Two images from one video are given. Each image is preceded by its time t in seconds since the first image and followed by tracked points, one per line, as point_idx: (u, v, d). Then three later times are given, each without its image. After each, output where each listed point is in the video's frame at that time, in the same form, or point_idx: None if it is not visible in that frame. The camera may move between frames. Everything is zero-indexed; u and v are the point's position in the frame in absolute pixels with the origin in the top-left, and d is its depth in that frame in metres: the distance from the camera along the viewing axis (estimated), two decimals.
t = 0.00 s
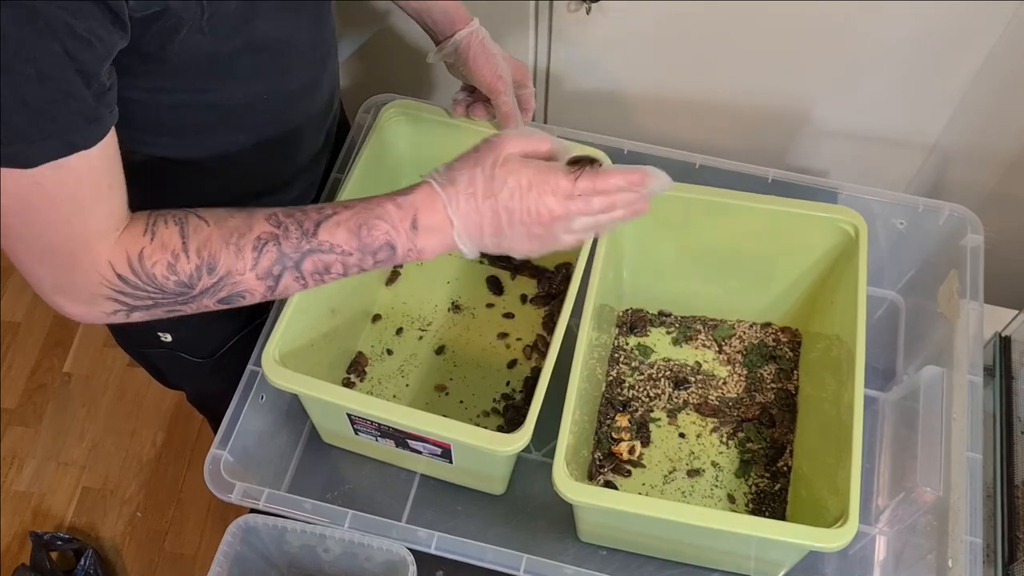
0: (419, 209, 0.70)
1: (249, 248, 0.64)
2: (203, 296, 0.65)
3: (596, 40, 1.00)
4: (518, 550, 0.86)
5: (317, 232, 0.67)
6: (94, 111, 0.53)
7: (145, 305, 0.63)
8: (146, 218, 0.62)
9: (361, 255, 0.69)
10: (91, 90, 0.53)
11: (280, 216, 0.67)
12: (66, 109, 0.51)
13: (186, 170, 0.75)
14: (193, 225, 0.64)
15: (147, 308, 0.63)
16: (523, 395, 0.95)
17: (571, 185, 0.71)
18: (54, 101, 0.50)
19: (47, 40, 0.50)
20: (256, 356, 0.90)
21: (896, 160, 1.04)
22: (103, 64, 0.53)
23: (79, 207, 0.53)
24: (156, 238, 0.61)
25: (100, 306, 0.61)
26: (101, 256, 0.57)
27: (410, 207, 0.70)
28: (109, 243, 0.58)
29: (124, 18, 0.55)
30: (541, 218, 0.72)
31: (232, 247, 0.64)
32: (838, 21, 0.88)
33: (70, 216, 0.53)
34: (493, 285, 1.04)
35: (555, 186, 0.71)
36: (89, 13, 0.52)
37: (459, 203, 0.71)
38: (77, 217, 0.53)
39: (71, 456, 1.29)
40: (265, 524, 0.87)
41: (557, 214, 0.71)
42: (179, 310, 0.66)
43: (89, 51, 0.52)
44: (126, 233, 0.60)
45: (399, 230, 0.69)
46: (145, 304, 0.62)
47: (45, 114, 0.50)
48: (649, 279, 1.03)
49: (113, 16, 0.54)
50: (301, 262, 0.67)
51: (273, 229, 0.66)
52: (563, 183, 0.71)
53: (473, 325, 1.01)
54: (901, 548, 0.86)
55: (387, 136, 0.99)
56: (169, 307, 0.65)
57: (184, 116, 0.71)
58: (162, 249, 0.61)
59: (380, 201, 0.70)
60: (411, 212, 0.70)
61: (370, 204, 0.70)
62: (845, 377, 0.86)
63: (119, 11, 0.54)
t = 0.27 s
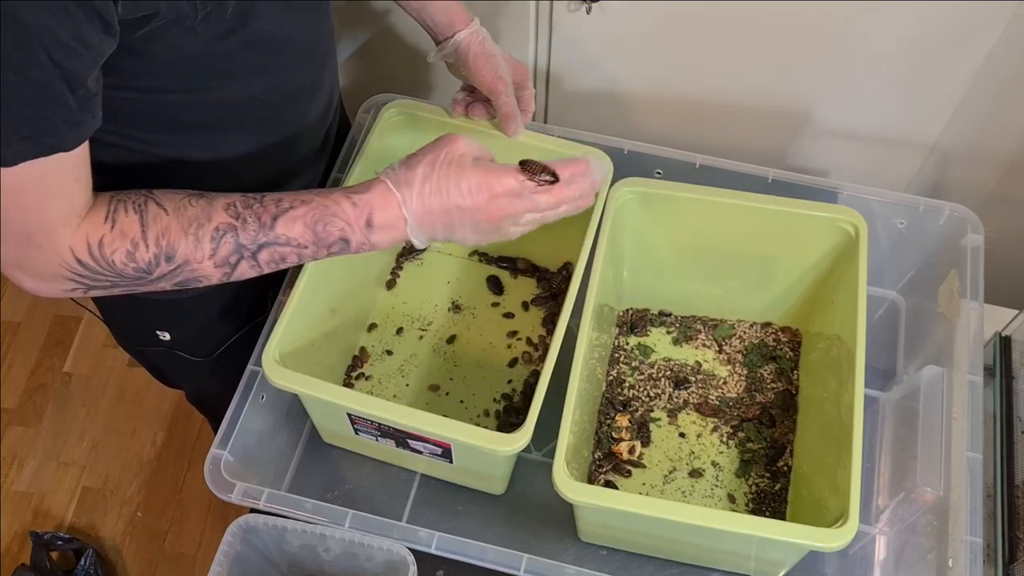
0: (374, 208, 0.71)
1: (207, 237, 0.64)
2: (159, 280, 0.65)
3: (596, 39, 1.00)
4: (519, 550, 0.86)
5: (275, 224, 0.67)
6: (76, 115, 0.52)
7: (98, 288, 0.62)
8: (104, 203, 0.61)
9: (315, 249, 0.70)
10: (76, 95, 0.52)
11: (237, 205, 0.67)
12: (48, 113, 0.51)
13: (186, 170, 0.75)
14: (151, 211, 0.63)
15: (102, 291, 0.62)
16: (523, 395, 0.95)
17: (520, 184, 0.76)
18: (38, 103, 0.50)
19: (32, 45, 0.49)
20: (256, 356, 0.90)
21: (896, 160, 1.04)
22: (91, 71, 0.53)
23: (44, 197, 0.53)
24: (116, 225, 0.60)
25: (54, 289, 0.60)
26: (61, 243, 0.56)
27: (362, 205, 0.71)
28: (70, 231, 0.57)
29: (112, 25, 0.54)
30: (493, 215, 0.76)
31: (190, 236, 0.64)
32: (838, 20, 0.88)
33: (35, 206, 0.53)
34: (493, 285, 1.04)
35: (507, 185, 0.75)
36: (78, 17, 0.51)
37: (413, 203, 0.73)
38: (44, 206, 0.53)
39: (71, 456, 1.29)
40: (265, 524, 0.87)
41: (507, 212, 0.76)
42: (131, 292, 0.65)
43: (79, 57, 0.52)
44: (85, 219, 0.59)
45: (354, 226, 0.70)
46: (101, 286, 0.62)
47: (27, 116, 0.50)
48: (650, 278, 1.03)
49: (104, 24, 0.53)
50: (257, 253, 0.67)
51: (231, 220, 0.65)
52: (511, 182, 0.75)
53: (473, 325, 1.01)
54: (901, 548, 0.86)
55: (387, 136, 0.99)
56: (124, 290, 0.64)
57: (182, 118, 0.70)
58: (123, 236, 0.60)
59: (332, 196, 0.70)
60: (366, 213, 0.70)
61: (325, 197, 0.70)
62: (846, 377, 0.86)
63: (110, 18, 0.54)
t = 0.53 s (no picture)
0: (351, 218, 0.71)
1: (185, 244, 0.63)
2: (135, 285, 0.64)
3: (596, 40, 1.00)
4: (519, 550, 0.86)
5: (254, 233, 0.66)
6: (60, 119, 0.52)
7: (72, 291, 0.61)
8: (84, 205, 0.60)
9: (292, 260, 0.69)
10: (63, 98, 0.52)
11: (216, 212, 0.66)
12: (32, 115, 0.51)
13: (185, 170, 0.75)
14: (131, 216, 0.62)
15: (77, 294, 0.61)
16: (523, 395, 0.95)
17: (495, 199, 0.76)
18: (23, 106, 0.50)
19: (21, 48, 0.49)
20: (256, 356, 0.90)
21: (896, 160, 1.04)
22: (78, 76, 0.53)
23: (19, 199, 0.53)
24: (95, 229, 0.59)
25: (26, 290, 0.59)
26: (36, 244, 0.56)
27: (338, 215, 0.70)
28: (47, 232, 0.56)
29: (103, 30, 0.54)
30: (468, 229, 0.75)
31: (168, 242, 0.63)
32: (838, 20, 0.88)
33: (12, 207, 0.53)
34: (493, 285, 1.04)
35: (481, 198, 0.75)
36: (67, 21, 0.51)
37: (388, 214, 0.72)
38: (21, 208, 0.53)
39: (71, 456, 1.29)
40: (265, 524, 0.87)
41: (485, 228, 0.75)
42: (106, 295, 0.65)
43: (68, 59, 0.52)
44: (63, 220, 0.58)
45: (332, 237, 0.70)
46: (75, 290, 0.61)
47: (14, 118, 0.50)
48: (650, 278, 1.03)
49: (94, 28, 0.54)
50: (235, 261, 0.66)
51: (211, 227, 0.65)
52: (486, 197, 0.75)
53: (473, 325, 1.01)
54: (902, 548, 0.86)
55: (386, 136, 0.99)
56: (99, 293, 0.63)
57: (177, 117, 0.71)
58: (101, 239, 0.59)
59: (311, 207, 0.70)
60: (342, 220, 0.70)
61: (305, 208, 0.69)
62: (845, 376, 0.86)
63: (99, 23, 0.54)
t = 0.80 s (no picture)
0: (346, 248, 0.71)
1: (175, 257, 0.63)
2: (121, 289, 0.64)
3: (597, 40, 1.00)
4: (519, 549, 0.86)
5: (245, 252, 0.66)
6: (54, 121, 0.52)
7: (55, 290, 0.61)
8: (74, 209, 0.59)
9: (281, 275, 0.70)
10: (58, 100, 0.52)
11: (208, 225, 0.65)
12: (26, 118, 0.50)
13: (184, 170, 0.75)
14: (122, 223, 0.61)
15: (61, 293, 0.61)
16: (523, 395, 0.95)
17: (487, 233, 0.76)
18: (17, 108, 0.50)
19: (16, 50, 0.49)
20: (256, 356, 0.90)
21: (896, 159, 1.04)
22: (72, 78, 0.53)
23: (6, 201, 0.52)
24: (84, 235, 0.58)
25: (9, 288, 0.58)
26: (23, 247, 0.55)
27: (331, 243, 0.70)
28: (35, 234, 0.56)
29: (98, 32, 0.55)
30: (457, 255, 0.76)
31: (158, 253, 0.62)
32: (838, 20, 0.88)
33: None
34: (493, 285, 1.04)
35: (476, 233, 0.75)
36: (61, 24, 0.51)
37: (382, 247, 0.72)
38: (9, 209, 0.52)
39: (71, 456, 1.29)
40: (266, 524, 0.87)
41: (473, 251, 0.77)
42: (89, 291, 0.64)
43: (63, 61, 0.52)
44: (52, 223, 0.57)
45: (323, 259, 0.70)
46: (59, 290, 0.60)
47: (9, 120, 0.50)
48: (650, 278, 1.03)
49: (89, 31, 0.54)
50: (224, 274, 0.67)
51: (202, 243, 0.64)
52: (479, 233, 0.75)
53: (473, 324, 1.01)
54: (902, 548, 0.86)
55: (387, 136, 0.99)
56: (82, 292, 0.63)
57: (175, 117, 0.71)
58: (90, 246, 0.59)
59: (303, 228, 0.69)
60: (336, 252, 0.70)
61: (297, 229, 0.69)
62: (845, 376, 0.86)
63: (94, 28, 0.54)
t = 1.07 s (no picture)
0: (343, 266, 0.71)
1: (173, 267, 0.63)
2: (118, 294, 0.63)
3: (597, 40, 1.00)
4: (519, 549, 0.86)
5: (243, 264, 0.66)
6: (50, 123, 0.52)
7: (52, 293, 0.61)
8: (76, 213, 0.59)
9: (278, 288, 0.69)
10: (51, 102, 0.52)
11: (208, 235, 0.65)
12: (21, 120, 0.50)
13: (183, 170, 0.75)
14: (122, 229, 0.61)
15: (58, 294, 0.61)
16: (523, 395, 0.95)
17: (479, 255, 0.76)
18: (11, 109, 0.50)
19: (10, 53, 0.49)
20: (256, 356, 0.90)
21: (896, 159, 1.04)
22: (67, 80, 0.53)
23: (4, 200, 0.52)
24: (83, 239, 0.58)
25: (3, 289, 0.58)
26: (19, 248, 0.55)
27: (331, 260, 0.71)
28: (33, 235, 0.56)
29: (93, 35, 0.55)
30: (451, 282, 0.77)
31: (157, 261, 0.62)
32: (838, 20, 0.88)
33: None
34: (493, 285, 1.04)
35: (469, 258, 0.75)
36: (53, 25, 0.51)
37: (378, 267, 0.72)
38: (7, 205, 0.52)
39: (71, 456, 1.29)
40: (266, 524, 0.87)
41: (467, 276, 0.77)
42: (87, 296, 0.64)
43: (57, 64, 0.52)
44: (52, 225, 0.57)
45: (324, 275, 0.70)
46: (57, 293, 0.61)
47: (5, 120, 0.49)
48: (651, 277, 1.03)
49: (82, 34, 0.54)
50: (222, 285, 0.66)
51: (201, 253, 0.64)
52: (471, 256, 0.76)
53: (473, 324, 1.01)
54: (902, 548, 0.86)
55: (387, 137, 0.99)
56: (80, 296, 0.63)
57: (174, 117, 0.71)
58: (87, 250, 0.59)
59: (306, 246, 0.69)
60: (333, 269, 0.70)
61: (297, 244, 0.69)
62: (845, 375, 0.86)
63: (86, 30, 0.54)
